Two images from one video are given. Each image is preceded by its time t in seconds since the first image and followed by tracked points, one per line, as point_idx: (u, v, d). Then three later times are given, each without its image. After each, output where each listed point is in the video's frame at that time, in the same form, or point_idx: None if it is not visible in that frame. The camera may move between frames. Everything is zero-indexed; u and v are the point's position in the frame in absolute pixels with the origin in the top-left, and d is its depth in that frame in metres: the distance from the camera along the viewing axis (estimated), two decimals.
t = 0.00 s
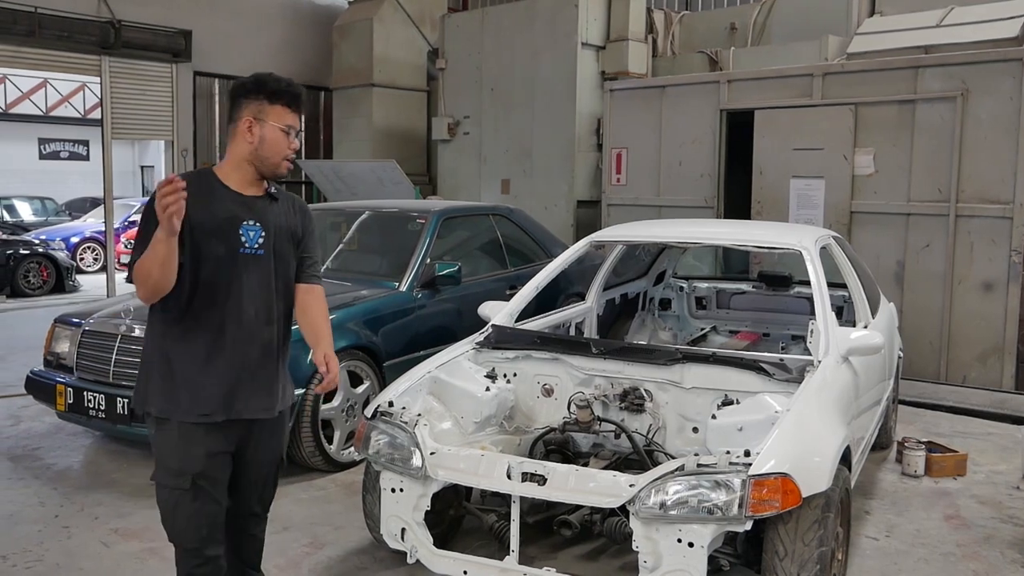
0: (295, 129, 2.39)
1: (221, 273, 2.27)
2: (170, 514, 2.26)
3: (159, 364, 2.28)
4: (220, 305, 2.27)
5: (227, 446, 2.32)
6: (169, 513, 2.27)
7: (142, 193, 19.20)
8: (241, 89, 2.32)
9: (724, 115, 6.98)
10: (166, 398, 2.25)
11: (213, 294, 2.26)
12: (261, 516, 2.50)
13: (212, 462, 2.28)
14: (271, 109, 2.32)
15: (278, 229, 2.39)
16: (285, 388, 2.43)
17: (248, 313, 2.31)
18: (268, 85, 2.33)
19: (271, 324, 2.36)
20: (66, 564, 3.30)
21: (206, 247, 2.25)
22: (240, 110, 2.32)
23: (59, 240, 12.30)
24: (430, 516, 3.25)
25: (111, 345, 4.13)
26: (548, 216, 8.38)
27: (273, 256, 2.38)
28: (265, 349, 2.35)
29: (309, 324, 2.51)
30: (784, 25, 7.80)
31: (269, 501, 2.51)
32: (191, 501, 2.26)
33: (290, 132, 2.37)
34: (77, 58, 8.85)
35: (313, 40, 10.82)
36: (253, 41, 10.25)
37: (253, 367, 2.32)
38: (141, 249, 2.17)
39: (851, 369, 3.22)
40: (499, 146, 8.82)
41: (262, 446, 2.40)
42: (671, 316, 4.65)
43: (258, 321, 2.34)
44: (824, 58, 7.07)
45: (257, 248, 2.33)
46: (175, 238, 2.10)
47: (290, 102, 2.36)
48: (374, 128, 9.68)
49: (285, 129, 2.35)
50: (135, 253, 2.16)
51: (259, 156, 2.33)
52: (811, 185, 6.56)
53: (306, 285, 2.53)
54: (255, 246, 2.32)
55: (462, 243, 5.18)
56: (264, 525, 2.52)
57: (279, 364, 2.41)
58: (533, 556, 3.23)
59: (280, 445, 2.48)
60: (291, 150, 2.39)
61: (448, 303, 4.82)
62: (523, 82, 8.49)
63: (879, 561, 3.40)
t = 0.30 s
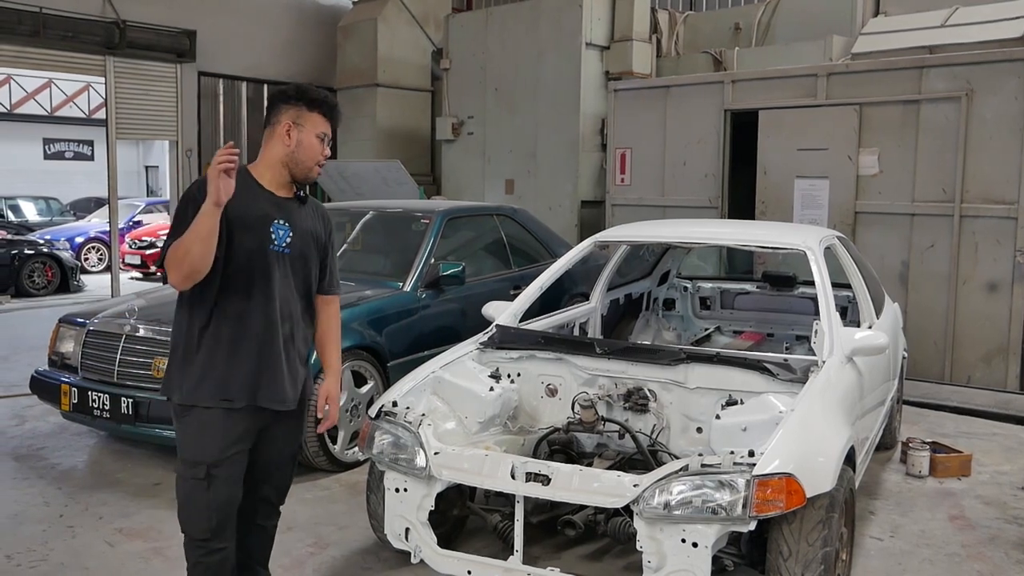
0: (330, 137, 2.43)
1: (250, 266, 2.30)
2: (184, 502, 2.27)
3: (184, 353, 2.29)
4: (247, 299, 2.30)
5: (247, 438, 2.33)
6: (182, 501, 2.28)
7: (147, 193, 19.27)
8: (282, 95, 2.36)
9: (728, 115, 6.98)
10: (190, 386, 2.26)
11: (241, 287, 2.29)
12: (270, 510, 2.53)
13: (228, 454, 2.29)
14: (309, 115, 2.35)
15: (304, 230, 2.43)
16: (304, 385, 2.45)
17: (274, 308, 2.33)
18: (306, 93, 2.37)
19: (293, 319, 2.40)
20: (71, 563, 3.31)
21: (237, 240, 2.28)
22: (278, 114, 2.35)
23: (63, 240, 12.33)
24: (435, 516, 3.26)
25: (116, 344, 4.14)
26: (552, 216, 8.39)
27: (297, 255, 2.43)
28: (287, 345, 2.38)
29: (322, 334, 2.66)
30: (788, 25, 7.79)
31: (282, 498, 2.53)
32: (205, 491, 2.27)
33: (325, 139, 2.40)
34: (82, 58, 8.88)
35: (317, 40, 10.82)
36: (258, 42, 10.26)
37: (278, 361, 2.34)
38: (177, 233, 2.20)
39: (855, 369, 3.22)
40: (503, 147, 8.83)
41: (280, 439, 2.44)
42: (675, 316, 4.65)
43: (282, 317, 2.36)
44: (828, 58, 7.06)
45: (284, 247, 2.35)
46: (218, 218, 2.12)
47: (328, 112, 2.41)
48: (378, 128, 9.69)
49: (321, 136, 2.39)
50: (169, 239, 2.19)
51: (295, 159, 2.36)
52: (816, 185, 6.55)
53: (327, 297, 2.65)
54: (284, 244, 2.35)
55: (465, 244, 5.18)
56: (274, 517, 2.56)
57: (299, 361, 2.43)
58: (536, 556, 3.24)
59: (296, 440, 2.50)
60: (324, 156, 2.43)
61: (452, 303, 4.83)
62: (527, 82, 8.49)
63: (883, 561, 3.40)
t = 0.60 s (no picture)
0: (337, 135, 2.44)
1: (278, 266, 2.33)
2: (200, 499, 2.26)
3: (210, 350, 2.29)
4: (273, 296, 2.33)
5: (267, 434, 2.36)
6: (197, 497, 2.26)
7: (149, 193, 19.30)
8: (289, 96, 2.38)
9: (729, 116, 6.98)
10: (219, 384, 2.26)
11: (267, 284, 2.32)
12: (275, 507, 2.54)
13: (249, 451, 2.30)
14: (318, 116, 2.36)
15: (318, 230, 2.49)
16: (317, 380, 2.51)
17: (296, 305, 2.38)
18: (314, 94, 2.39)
19: (309, 317, 2.47)
20: (72, 563, 3.32)
21: (266, 241, 2.31)
22: (285, 115, 2.36)
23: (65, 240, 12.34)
24: (436, 517, 3.27)
25: (118, 345, 4.15)
26: (554, 217, 8.39)
27: (314, 254, 2.48)
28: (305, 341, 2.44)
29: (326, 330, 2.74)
30: (790, 25, 7.79)
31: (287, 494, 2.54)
32: (226, 487, 2.27)
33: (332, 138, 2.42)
34: (86, 59, 8.90)
35: (319, 41, 10.84)
36: (260, 43, 10.27)
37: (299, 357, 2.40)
38: (211, 237, 2.21)
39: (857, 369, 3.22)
40: (505, 148, 8.83)
41: (292, 434, 2.47)
42: (677, 316, 4.66)
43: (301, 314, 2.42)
44: (830, 58, 7.06)
45: (303, 246, 2.41)
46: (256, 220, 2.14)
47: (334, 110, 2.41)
48: (380, 129, 9.69)
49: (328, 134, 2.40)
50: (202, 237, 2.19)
51: (303, 159, 2.38)
52: (817, 185, 6.55)
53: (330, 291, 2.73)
54: (304, 243, 2.40)
55: (467, 244, 5.18)
56: (278, 514, 2.56)
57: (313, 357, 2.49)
58: (538, 556, 3.24)
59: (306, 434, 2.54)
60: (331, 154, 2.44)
61: (453, 304, 4.83)
62: (529, 83, 8.50)
63: (885, 562, 3.39)
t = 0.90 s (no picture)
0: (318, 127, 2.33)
1: (294, 265, 2.35)
2: (221, 498, 2.26)
3: (229, 350, 2.29)
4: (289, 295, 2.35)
5: (285, 430, 2.37)
6: (215, 498, 2.27)
7: (149, 193, 19.31)
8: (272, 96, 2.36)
9: (731, 116, 6.98)
10: (242, 383, 2.28)
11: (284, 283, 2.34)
12: (279, 507, 2.53)
13: (268, 450, 2.32)
14: (284, 110, 2.31)
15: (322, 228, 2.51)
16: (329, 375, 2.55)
17: (311, 302, 2.41)
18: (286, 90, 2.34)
19: (321, 313, 2.49)
20: (73, 564, 3.32)
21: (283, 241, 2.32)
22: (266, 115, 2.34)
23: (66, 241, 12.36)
24: (437, 517, 3.27)
25: (119, 345, 4.16)
26: (555, 218, 8.39)
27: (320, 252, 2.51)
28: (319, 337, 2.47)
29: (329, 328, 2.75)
30: (791, 26, 7.79)
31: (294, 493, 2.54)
32: (245, 487, 2.28)
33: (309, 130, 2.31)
34: (87, 59, 8.91)
35: (320, 41, 10.84)
36: (261, 43, 10.28)
37: (315, 353, 2.43)
38: (242, 237, 2.21)
39: (858, 370, 3.22)
40: (506, 148, 8.83)
41: (304, 432, 2.48)
42: (677, 317, 4.67)
43: (315, 311, 2.44)
44: (831, 59, 7.06)
45: (312, 243, 2.43)
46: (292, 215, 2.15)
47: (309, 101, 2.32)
48: (381, 129, 9.69)
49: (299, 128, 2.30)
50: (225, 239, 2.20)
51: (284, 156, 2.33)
52: (818, 186, 6.54)
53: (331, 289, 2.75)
54: (313, 241, 2.43)
55: (468, 244, 5.19)
56: (282, 514, 2.56)
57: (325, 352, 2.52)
58: (538, 557, 3.24)
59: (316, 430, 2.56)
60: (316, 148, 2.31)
61: (454, 305, 4.83)
62: (530, 83, 8.51)
63: (885, 562, 3.39)
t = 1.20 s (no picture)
0: (318, 125, 2.34)
1: (292, 266, 2.33)
2: (222, 499, 2.26)
3: (228, 351, 2.29)
4: (287, 296, 2.34)
5: (285, 431, 2.36)
6: (216, 498, 2.27)
7: (150, 193, 19.32)
8: (273, 95, 2.37)
9: (731, 116, 6.98)
10: (239, 385, 2.27)
11: (282, 285, 2.33)
12: (282, 508, 2.53)
13: (268, 450, 2.31)
14: (284, 110, 2.30)
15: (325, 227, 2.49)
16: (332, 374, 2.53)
17: (311, 302, 2.39)
18: (289, 90, 2.34)
19: (324, 314, 2.47)
20: (74, 564, 3.32)
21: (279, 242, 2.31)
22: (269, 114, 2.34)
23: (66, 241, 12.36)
24: (438, 518, 3.27)
25: (119, 346, 4.16)
26: (555, 218, 8.39)
27: (323, 250, 2.49)
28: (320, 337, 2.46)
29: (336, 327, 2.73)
30: (792, 26, 7.79)
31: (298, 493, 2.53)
32: (245, 487, 2.28)
33: (310, 129, 2.32)
34: (88, 59, 8.91)
35: (321, 41, 10.84)
36: (261, 44, 10.28)
37: (317, 353, 2.41)
38: (232, 239, 2.21)
39: (858, 371, 3.23)
40: (506, 148, 8.83)
41: (306, 432, 2.47)
42: (678, 317, 4.67)
43: (316, 311, 2.43)
44: (832, 59, 7.05)
45: (313, 244, 2.41)
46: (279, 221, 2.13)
47: (311, 101, 2.33)
48: (381, 130, 9.69)
49: (301, 126, 2.30)
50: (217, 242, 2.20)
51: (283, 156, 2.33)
52: (819, 186, 6.54)
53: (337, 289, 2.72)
54: (313, 241, 2.41)
55: (469, 244, 5.19)
56: (283, 515, 2.56)
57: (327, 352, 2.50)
58: (539, 557, 3.24)
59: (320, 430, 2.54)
60: (316, 146, 2.34)
61: (454, 305, 4.83)
62: (530, 83, 8.51)
63: (886, 563, 3.39)
